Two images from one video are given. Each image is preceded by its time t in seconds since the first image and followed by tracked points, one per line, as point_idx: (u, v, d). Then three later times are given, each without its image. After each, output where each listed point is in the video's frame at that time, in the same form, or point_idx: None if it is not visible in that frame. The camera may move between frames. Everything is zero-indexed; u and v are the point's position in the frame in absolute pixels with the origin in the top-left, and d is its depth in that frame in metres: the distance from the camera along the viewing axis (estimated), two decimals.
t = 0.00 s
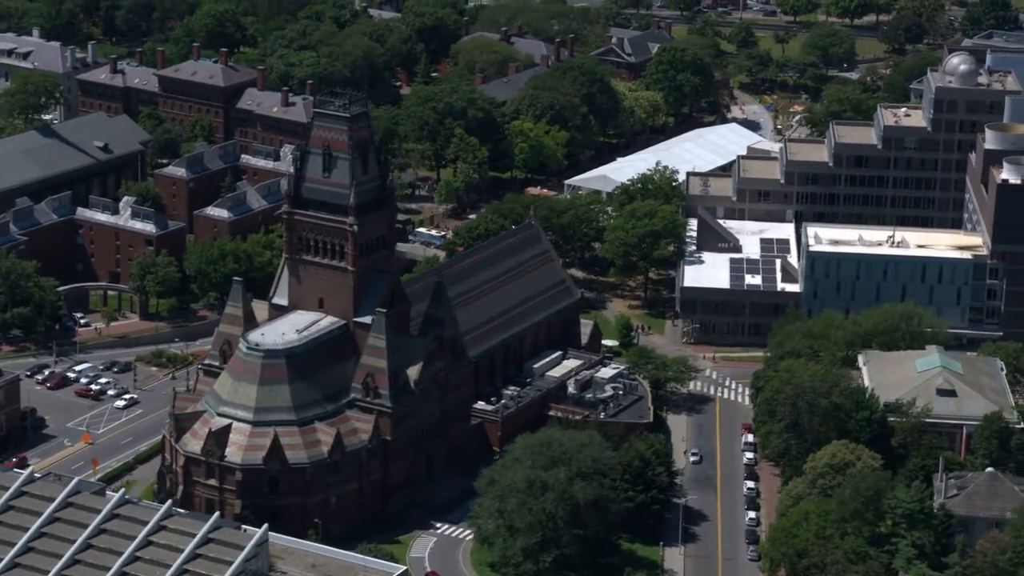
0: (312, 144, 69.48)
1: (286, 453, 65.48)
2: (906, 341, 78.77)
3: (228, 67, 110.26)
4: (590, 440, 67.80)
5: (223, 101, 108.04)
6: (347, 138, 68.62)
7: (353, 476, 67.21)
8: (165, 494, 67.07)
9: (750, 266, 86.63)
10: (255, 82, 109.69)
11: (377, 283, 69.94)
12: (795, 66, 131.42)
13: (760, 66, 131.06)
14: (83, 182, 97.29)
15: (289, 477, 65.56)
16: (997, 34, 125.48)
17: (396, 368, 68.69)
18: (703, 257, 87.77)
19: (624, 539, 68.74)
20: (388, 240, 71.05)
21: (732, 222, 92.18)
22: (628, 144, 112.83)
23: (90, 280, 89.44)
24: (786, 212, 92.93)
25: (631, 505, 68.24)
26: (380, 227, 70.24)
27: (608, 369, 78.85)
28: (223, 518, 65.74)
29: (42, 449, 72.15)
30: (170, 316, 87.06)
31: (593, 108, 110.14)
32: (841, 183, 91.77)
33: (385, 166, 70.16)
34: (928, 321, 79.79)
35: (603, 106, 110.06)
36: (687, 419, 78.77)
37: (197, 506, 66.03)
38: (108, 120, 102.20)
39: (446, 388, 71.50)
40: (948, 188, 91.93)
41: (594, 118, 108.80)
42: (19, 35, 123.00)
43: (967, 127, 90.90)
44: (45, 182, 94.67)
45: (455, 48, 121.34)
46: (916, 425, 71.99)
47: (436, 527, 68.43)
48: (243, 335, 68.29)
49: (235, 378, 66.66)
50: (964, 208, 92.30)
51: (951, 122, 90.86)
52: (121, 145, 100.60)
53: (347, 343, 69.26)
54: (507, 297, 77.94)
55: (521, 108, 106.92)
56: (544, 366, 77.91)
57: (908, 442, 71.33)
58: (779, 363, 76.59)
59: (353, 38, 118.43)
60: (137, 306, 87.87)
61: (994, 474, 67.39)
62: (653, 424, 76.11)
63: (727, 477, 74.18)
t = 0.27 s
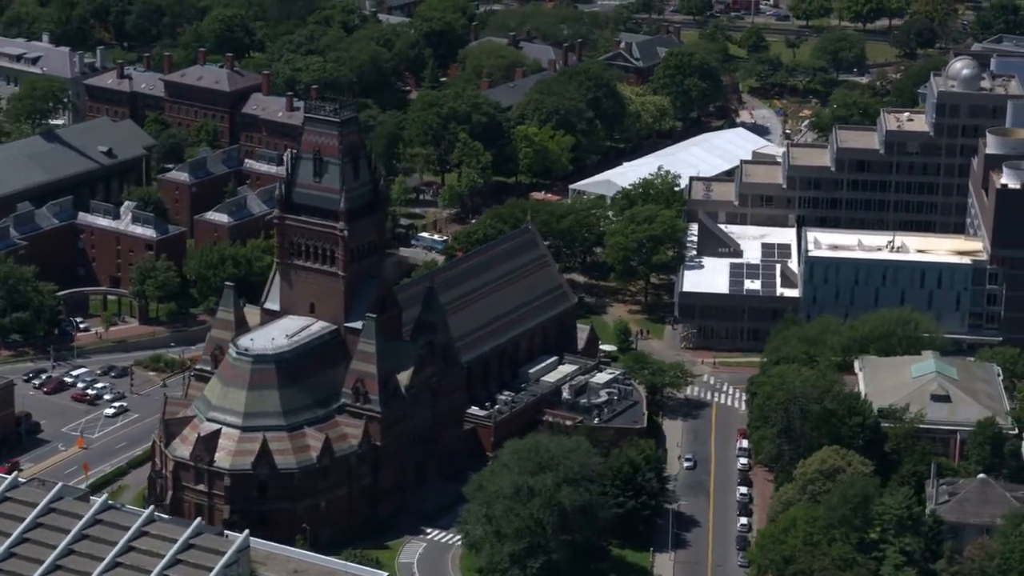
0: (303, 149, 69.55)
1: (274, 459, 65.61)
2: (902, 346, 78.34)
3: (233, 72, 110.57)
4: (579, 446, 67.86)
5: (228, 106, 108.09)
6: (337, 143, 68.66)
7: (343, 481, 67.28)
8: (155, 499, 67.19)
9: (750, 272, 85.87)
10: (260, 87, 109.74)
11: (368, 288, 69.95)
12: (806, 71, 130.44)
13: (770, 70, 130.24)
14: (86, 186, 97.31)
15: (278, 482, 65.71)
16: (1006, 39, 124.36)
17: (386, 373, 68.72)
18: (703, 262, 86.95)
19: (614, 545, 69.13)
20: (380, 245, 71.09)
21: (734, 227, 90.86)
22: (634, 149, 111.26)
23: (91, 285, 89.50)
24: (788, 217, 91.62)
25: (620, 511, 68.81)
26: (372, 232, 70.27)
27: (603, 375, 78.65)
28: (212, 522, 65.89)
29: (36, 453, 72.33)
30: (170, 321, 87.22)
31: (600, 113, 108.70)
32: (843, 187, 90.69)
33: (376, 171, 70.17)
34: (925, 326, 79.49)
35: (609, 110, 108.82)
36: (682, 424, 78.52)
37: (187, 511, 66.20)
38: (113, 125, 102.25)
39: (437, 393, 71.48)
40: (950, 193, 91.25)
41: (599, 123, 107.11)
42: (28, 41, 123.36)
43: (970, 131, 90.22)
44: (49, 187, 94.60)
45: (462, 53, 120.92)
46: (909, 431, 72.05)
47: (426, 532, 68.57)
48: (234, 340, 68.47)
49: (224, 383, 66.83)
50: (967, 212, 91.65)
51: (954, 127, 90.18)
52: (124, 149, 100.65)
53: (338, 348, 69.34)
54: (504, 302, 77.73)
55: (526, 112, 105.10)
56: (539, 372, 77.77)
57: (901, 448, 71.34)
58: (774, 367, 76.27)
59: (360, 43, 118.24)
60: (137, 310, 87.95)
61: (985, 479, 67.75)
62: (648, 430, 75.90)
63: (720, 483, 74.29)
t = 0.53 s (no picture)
0: (298, 153, 70.21)
1: (267, 461, 66.22)
2: (899, 350, 78.17)
3: (243, 77, 111.02)
4: (568, 452, 68.71)
5: (238, 110, 108.54)
6: (332, 147, 69.28)
7: (336, 484, 67.89)
8: (150, 503, 67.83)
9: (752, 276, 84.81)
10: (270, 92, 110.26)
11: (362, 292, 70.54)
12: (817, 76, 130.25)
13: (782, 75, 129.87)
14: (96, 190, 97.69)
15: (271, 485, 66.32)
16: (1017, 44, 124.11)
17: (380, 377, 69.23)
18: (705, 266, 85.94)
19: (606, 548, 69.72)
20: (374, 249, 71.67)
21: (738, 231, 89.67)
22: (643, 154, 110.41)
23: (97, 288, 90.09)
24: (792, 222, 91.01)
25: (613, 514, 69.45)
26: (366, 236, 70.87)
27: (601, 379, 78.92)
28: (205, 526, 66.47)
29: (35, 455, 73.02)
30: (174, 324, 87.78)
31: (608, 117, 108.13)
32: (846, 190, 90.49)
33: (371, 176, 70.88)
34: (923, 330, 79.06)
35: (617, 115, 108.23)
36: (680, 428, 78.54)
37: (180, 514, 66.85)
38: (124, 130, 102.73)
39: (432, 397, 72.00)
40: (954, 198, 90.89)
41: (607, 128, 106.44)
42: (41, 45, 123.72)
43: (973, 136, 89.87)
44: (57, 190, 94.99)
45: (473, 59, 120.96)
46: (904, 436, 72.34)
47: (419, 536, 69.19)
48: (228, 344, 69.10)
49: (218, 387, 67.40)
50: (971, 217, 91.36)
51: (957, 131, 89.79)
52: (133, 154, 101.15)
53: (332, 351, 69.88)
54: (501, 306, 77.94)
55: (534, 117, 104.35)
56: (536, 375, 78.02)
57: (895, 453, 71.59)
58: (771, 370, 76.34)
59: (371, 48, 118.40)
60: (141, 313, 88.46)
61: (978, 484, 68.28)
62: (645, 433, 76.02)
63: (716, 486, 74.49)
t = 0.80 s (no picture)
0: (296, 157, 71.63)
1: (263, 462, 67.34)
2: (896, 353, 78.36)
3: (256, 81, 111.31)
4: (561, 453, 69.74)
5: (251, 114, 109.06)
6: (328, 152, 70.66)
7: (332, 485, 69.00)
8: (148, 503, 69.06)
9: (753, 279, 84.75)
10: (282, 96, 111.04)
11: (359, 295, 71.93)
12: (829, 82, 131.23)
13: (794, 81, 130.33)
14: (108, 193, 98.02)
15: (266, 485, 67.41)
16: None
17: (375, 378, 70.41)
18: (706, 269, 85.77)
19: (599, 549, 70.82)
20: (371, 252, 72.97)
21: (742, 235, 89.33)
22: (652, 158, 110.87)
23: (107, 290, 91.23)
24: (794, 226, 91.80)
25: (605, 515, 70.55)
26: (363, 240, 72.17)
27: (599, 381, 79.37)
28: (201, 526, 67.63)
29: (38, 455, 74.40)
30: (182, 325, 88.93)
31: (617, 121, 108.77)
32: (846, 194, 91.39)
33: (368, 180, 72.24)
34: (919, 334, 79.06)
35: (626, 119, 108.65)
36: (677, 429, 79.24)
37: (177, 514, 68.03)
38: (138, 134, 103.25)
39: (429, 398, 73.13)
40: (954, 202, 91.66)
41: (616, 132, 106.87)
42: (63, 52, 125.39)
43: (974, 141, 90.79)
44: (69, 193, 95.31)
45: (486, 65, 121.78)
46: (897, 438, 72.88)
47: (414, 536, 70.40)
48: (227, 345, 70.46)
49: (216, 388, 68.72)
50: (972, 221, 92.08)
51: (958, 136, 90.74)
52: (146, 157, 101.59)
53: (329, 353, 71.16)
54: (502, 307, 78.78)
55: (543, 123, 105.07)
56: (535, 377, 78.74)
57: (889, 455, 72.30)
58: (768, 371, 77.02)
59: (385, 53, 119.33)
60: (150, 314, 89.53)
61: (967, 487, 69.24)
62: (641, 435, 76.77)
63: (710, 488, 75.36)
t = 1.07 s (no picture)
0: (295, 160, 73.49)
1: (260, 458, 69.47)
2: (889, 355, 79.39)
3: (271, 86, 112.81)
4: (552, 452, 71.45)
5: (265, 118, 110.59)
6: (326, 154, 72.49)
7: (328, 482, 70.99)
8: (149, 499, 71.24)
9: (752, 281, 85.46)
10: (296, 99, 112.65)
11: (356, 295, 73.85)
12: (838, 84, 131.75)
13: (801, 83, 130.86)
14: (123, 195, 99.26)
15: (264, 481, 69.55)
16: None
17: (372, 377, 72.31)
18: (706, 270, 86.52)
19: (591, 546, 72.57)
20: (369, 253, 74.90)
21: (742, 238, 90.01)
22: (660, 162, 111.92)
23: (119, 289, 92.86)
24: (794, 229, 92.15)
25: (595, 512, 72.35)
26: (361, 241, 74.04)
27: (596, 381, 81.02)
28: (201, 522, 69.87)
29: (46, 450, 76.50)
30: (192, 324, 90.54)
31: (624, 125, 110.34)
32: (846, 198, 92.37)
33: (365, 182, 74.07)
34: (911, 335, 80.14)
35: (633, 123, 110.52)
36: (673, 428, 80.59)
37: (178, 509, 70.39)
38: (155, 137, 104.36)
39: (426, 397, 74.88)
40: (951, 206, 92.57)
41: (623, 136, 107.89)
42: (86, 55, 126.54)
43: (971, 145, 91.62)
44: (84, 195, 96.69)
45: (498, 70, 123.01)
46: (885, 438, 74.16)
47: (409, 532, 72.14)
48: (227, 344, 72.44)
49: (216, 385, 70.74)
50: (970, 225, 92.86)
51: (954, 141, 91.68)
52: (161, 159, 102.69)
53: (327, 352, 73.09)
54: (502, 307, 80.41)
55: (551, 127, 106.64)
56: (533, 376, 80.29)
57: (877, 455, 73.66)
58: (762, 372, 78.29)
59: (397, 58, 120.70)
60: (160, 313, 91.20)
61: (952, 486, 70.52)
62: (636, 434, 78.22)
63: (703, 486, 76.87)
